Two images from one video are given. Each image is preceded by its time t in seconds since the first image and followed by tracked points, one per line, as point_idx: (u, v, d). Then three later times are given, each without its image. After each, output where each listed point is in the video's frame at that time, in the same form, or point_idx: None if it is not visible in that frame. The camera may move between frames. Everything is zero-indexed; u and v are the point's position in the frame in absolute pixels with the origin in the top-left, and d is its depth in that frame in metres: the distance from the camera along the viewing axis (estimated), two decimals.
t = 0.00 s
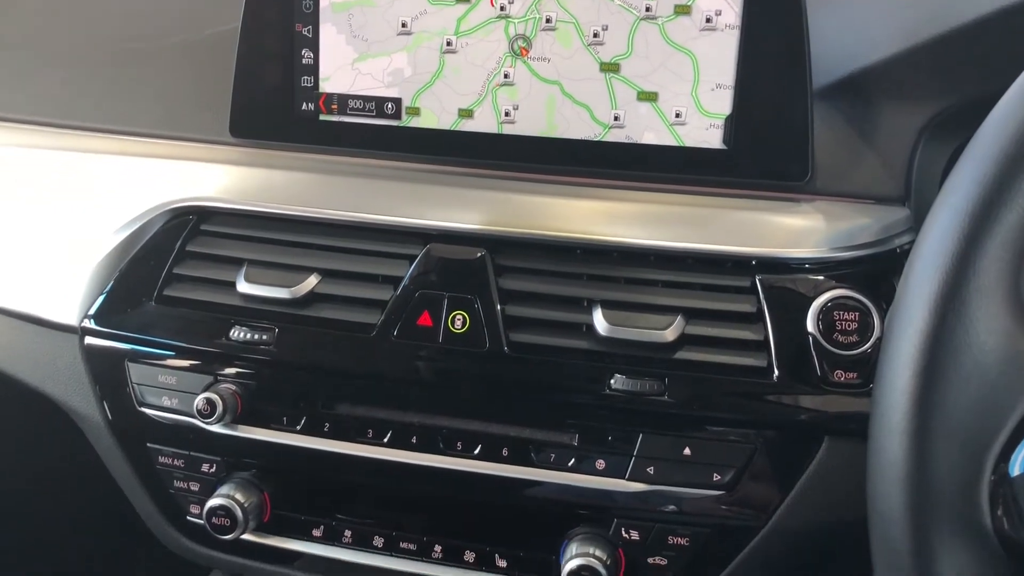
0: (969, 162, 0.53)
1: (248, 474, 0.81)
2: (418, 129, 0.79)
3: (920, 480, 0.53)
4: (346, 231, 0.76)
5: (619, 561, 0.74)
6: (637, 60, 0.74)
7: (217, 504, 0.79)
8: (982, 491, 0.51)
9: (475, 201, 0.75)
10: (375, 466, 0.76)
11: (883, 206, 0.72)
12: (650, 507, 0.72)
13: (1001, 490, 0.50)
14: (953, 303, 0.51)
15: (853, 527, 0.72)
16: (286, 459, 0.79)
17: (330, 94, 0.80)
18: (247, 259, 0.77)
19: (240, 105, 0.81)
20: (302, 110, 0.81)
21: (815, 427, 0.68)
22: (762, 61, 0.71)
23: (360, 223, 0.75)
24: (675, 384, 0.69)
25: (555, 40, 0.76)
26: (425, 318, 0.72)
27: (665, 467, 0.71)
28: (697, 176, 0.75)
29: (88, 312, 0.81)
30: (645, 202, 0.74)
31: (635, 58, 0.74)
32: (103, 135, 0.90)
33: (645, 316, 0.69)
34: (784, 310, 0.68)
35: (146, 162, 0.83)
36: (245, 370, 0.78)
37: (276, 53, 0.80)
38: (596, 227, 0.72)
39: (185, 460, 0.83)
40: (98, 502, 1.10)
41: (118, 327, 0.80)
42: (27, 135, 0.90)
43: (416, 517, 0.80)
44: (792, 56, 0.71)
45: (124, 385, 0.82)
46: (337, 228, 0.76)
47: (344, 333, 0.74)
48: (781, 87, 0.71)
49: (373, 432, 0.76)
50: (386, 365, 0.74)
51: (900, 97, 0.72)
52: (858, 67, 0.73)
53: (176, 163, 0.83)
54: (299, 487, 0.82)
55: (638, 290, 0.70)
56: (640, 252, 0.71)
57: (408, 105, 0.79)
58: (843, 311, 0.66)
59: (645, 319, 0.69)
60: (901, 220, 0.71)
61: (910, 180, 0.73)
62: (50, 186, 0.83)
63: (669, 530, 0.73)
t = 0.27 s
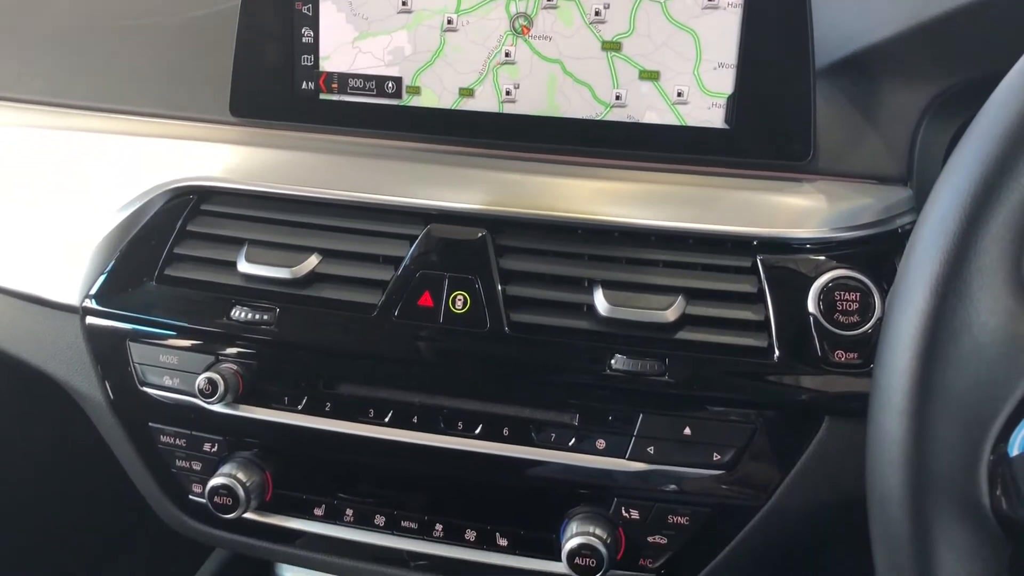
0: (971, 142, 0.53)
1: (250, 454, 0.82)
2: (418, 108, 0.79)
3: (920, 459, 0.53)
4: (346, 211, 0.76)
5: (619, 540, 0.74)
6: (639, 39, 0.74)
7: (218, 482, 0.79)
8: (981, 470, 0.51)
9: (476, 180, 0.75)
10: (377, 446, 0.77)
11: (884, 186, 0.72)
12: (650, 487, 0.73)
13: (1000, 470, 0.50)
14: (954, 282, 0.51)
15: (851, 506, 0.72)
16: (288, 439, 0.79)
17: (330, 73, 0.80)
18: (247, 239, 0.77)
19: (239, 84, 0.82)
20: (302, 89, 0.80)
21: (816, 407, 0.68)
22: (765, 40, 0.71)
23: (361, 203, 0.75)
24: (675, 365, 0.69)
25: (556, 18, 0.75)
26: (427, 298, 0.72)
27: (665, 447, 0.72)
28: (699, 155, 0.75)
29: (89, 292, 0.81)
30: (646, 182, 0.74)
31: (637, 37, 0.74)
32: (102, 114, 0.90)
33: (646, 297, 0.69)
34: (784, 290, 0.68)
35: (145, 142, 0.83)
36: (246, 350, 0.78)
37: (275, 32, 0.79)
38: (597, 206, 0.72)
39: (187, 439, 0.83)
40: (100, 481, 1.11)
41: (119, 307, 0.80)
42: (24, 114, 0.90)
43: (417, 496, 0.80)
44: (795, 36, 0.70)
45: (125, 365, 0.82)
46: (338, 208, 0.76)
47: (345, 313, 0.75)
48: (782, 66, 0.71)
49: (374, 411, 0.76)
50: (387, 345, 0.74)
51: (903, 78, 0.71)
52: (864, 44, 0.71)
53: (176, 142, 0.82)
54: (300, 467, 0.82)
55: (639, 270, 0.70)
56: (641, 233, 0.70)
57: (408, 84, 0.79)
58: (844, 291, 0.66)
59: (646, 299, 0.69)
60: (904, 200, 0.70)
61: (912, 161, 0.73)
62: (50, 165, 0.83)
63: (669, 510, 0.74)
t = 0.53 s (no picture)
0: (974, 121, 0.53)
1: (252, 433, 0.82)
2: (419, 86, 0.78)
3: (920, 438, 0.53)
4: (347, 190, 0.76)
5: (620, 518, 0.75)
6: (641, 17, 0.73)
7: (220, 463, 0.80)
8: (981, 450, 0.51)
9: (477, 160, 0.74)
10: (379, 425, 0.77)
11: (887, 165, 0.72)
12: (651, 466, 0.73)
13: (1000, 449, 0.50)
14: (956, 261, 0.51)
15: (851, 485, 0.72)
16: (290, 418, 0.80)
17: (330, 52, 0.79)
18: (248, 218, 0.77)
19: (240, 63, 0.81)
20: (302, 68, 0.80)
21: (816, 387, 0.69)
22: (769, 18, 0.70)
23: (362, 183, 0.75)
24: (676, 344, 0.70)
25: None
26: (427, 278, 0.72)
27: (666, 426, 0.72)
28: (700, 134, 0.74)
29: (90, 272, 0.81)
30: (648, 162, 0.73)
31: (640, 14, 0.73)
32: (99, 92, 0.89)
33: (647, 277, 0.69)
34: (786, 270, 0.68)
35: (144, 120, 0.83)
36: (248, 330, 0.78)
37: (275, 9, 0.79)
38: (599, 186, 0.71)
39: (189, 418, 0.84)
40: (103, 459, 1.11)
41: (121, 286, 0.80)
42: (22, 92, 0.89)
43: (418, 475, 0.81)
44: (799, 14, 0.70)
45: (127, 344, 0.82)
46: (338, 187, 0.76)
47: (346, 293, 0.75)
48: (786, 44, 0.70)
49: (376, 391, 0.76)
50: (388, 325, 0.74)
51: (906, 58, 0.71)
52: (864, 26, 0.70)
53: (175, 120, 0.82)
54: (302, 446, 0.82)
55: (640, 250, 0.70)
56: (642, 212, 0.70)
57: (409, 63, 0.78)
58: (845, 271, 0.66)
59: (647, 279, 0.69)
60: (906, 180, 0.70)
61: (915, 140, 0.72)
62: (49, 145, 0.83)
63: (669, 489, 0.74)
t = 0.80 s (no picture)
0: (979, 100, 0.52)
1: (254, 412, 0.82)
2: (421, 64, 0.78)
3: (922, 418, 0.53)
4: (348, 169, 0.75)
5: (621, 497, 0.75)
6: None
7: (223, 441, 0.81)
8: (983, 429, 0.51)
9: (479, 138, 0.74)
10: (381, 404, 0.77)
11: (890, 144, 0.72)
12: (653, 445, 0.73)
13: (1001, 429, 0.51)
14: (960, 242, 0.51)
15: (851, 465, 0.73)
16: (292, 397, 0.80)
17: (330, 29, 0.78)
18: (248, 197, 0.77)
19: (240, 41, 0.80)
20: (302, 46, 0.79)
21: (818, 367, 0.69)
22: None
23: (363, 162, 0.75)
24: (678, 324, 0.69)
25: None
26: (429, 258, 0.72)
27: (668, 406, 0.72)
28: (703, 112, 0.74)
29: (92, 251, 0.81)
30: (650, 140, 0.73)
31: None
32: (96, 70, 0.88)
33: (649, 256, 0.69)
34: (789, 250, 0.68)
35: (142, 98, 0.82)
36: (249, 309, 0.78)
37: None
38: (601, 164, 0.71)
39: (191, 398, 0.84)
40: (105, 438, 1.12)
41: (122, 265, 0.80)
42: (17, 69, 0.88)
43: (420, 455, 0.81)
44: None
45: (129, 323, 0.82)
46: (339, 166, 0.76)
47: (348, 272, 0.74)
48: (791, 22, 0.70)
49: (378, 370, 0.77)
50: (390, 304, 0.74)
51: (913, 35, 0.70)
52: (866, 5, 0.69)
53: (174, 98, 0.81)
54: (304, 425, 0.83)
55: (642, 230, 0.70)
56: (644, 191, 0.70)
57: (410, 41, 0.77)
58: (848, 251, 0.66)
59: (649, 259, 0.69)
60: (911, 159, 0.70)
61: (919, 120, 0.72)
62: (49, 123, 0.82)
63: (670, 468, 0.74)
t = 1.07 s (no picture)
0: (983, 80, 0.52)
1: (257, 391, 0.83)
2: (423, 43, 0.77)
3: (922, 396, 0.53)
4: (349, 149, 0.75)
5: (622, 476, 0.76)
6: None
7: (225, 421, 0.81)
8: (983, 408, 0.51)
9: (479, 118, 0.73)
10: (383, 384, 0.78)
11: (893, 124, 0.71)
12: (654, 425, 0.74)
13: (1001, 409, 0.50)
14: (963, 221, 0.51)
15: (850, 445, 0.73)
16: (295, 377, 0.80)
17: (330, 8, 0.78)
18: (249, 177, 0.77)
19: (240, 20, 0.81)
20: (303, 25, 0.79)
21: (818, 346, 0.69)
22: None
23: (364, 141, 0.74)
24: (679, 304, 0.70)
25: None
26: (430, 238, 0.72)
27: (669, 385, 0.72)
28: (705, 91, 0.73)
29: (93, 231, 0.81)
30: (652, 120, 0.72)
31: None
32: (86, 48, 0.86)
33: (651, 237, 0.69)
34: (791, 230, 0.68)
35: (139, 77, 0.81)
36: (250, 289, 0.78)
37: None
38: (602, 143, 0.71)
39: (193, 377, 0.84)
40: (108, 418, 1.12)
41: (124, 245, 0.80)
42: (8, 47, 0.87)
43: (422, 434, 0.81)
44: None
45: (131, 303, 0.83)
46: (340, 146, 0.75)
47: (349, 252, 0.74)
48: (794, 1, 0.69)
49: (379, 350, 0.77)
50: (391, 284, 0.74)
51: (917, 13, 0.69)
52: None
53: (171, 76, 0.81)
54: (306, 405, 0.83)
55: (644, 210, 0.70)
56: (646, 170, 0.70)
57: (411, 20, 0.77)
58: (850, 232, 0.66)
59: (651, 239, 0.69)
60: (914, 139, 0.69)
61: (922, 99, 0.72)
62: (48, 102, 0.82)
63: (671, 447, 0.75)
